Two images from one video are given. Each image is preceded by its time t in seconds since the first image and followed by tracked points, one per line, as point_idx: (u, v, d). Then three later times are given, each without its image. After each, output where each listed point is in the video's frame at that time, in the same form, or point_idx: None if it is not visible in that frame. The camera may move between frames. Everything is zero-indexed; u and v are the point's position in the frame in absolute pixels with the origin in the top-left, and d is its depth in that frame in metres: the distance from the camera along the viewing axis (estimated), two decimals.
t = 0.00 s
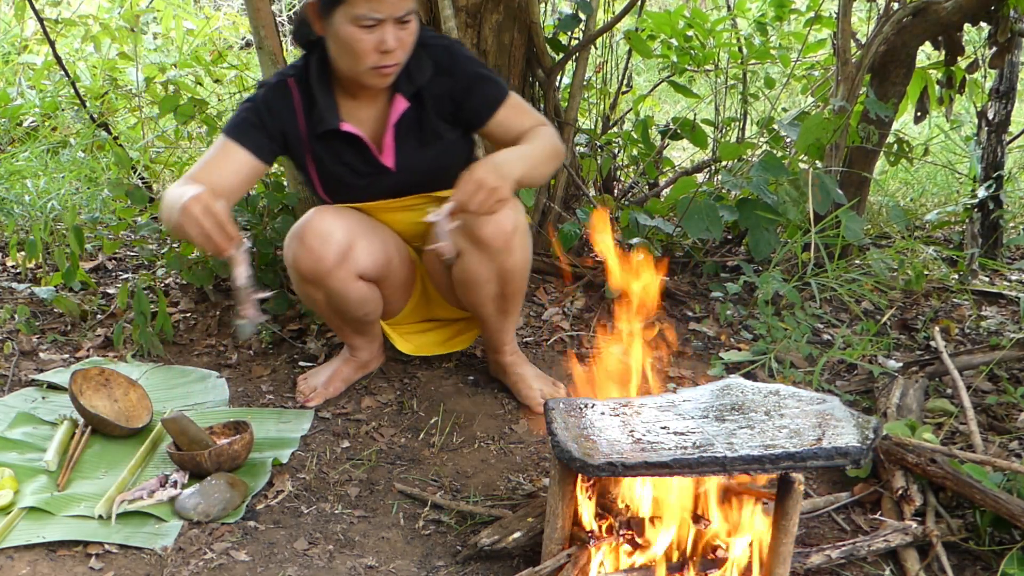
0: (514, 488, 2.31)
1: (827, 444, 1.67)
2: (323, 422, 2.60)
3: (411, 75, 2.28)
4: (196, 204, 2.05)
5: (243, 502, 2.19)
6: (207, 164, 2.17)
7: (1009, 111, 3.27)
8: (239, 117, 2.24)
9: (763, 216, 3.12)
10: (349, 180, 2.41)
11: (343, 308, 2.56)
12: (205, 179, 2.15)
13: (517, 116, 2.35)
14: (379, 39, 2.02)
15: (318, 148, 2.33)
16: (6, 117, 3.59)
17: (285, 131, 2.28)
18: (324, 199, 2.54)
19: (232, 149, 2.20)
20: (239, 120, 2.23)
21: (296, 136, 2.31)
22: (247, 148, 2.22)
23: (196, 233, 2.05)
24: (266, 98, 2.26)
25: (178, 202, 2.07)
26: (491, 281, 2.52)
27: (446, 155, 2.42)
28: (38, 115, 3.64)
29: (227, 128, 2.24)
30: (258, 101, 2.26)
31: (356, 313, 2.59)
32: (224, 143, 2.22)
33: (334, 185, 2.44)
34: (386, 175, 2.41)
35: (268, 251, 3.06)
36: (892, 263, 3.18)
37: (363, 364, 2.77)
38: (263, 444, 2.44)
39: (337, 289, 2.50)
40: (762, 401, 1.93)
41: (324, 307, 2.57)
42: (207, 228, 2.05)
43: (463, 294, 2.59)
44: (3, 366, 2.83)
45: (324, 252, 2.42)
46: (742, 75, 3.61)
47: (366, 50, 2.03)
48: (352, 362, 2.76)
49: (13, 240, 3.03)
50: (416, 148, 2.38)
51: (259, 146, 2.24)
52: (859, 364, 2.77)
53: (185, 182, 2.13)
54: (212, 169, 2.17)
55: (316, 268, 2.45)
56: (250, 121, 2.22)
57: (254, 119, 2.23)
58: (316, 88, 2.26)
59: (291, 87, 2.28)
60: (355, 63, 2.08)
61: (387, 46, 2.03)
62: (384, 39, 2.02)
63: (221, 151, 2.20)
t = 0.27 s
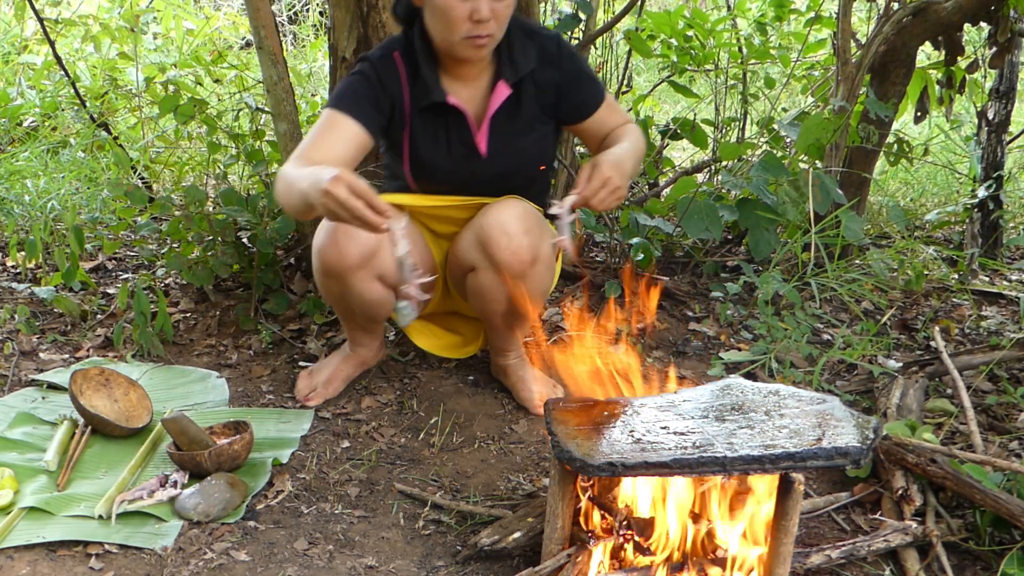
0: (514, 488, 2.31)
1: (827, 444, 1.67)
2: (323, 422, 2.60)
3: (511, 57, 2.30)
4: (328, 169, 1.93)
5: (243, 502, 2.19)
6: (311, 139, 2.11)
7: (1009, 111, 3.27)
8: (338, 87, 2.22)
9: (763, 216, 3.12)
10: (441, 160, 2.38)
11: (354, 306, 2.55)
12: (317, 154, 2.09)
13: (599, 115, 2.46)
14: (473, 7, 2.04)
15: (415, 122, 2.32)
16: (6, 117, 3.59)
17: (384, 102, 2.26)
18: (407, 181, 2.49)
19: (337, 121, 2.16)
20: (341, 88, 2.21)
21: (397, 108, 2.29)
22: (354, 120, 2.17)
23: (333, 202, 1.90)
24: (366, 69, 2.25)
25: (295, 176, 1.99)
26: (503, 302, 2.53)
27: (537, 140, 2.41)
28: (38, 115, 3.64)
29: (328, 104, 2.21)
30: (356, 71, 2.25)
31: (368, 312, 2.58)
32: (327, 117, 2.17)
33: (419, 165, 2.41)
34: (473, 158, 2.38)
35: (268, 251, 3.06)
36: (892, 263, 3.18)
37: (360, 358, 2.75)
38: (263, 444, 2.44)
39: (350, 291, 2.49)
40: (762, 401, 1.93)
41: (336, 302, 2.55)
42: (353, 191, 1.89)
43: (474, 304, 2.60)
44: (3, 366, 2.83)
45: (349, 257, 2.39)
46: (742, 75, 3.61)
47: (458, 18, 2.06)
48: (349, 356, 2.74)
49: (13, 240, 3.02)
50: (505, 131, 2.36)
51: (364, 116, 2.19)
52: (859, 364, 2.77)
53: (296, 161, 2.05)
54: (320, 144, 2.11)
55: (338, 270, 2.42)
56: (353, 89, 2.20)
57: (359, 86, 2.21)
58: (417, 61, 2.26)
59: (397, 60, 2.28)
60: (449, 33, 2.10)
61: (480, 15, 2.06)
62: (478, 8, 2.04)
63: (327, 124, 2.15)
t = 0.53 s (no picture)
0: (514, 488, 2.32)
1: (827, 444, 1.67)
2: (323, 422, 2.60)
3: (533, 49, 2.33)
4: (362, 155, 1.91)
5: (243, 502, 2.19)
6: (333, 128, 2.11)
7: (1009, 111, 3.27)
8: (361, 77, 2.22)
9: (763, 215, 3.12)
10: (464, 154, 2.35)
11: (381, 293, 2.39)
12: (344, 140, 2.08)
13: (619, 107, 2.50)
14: None
15: (439, 113, 2.31)
16: (6, 117, 3.59)
17: (407, 91, 2.25)
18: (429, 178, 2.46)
19: (359, 108, 2.14)
20: (364, 77, 2.21)
21: (420, 99, 2.28)
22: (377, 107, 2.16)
23: (369, 188, 1.88)
24: (388, 59, 2.26)
25: (329, 165, 1.99)
26: (514, 313, 2.54)
27: (559, 132, 2.41)
28: (38, 115, 3.64)
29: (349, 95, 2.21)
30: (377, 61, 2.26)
31: (391, 304, 2.43)
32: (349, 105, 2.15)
33: (442, 158, 2.38)
34: (496, 150, 2.36)
35: (268, 251, 3.06)
36: (892, 263, 3.18)
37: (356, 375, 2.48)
38: (263, 444, 2.44)
39: (389, 270, 2.35)
40: (762, 401, 1.93)
41: (364, 288, 2.37)
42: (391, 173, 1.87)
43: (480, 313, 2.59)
44: (3, 366, 2.83)
45: (401, 223, 2.30)
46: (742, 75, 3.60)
47: (469, 4, 2.09)
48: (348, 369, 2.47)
49: (13, 240, 3.02)
50: (527, 122, 2.35)
51: (388, 104, 2.19)
52: (859, 364, 2.77)
53: (322, 150, 2.05)
54: (343, 131, 2.09)
55: (386, 237, 2.30)
56: (378, 77, 2.20)
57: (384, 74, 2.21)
58: (440, 51, 2.27)
59: (419, 52, 2.29)
60: (460, 21, 2.13)
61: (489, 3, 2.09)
62: None
63: (349, 112, 2.14)
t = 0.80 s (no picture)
0: (514, 488, 2.32)
1: (827, 444, 1.67)
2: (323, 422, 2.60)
3: (486, 68, 2.28)
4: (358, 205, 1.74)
5: (243, 502, 2.18)
6: (296, 171, 1.91)
7: (1009, 111, 3.27)
8: (315, 115, 2.05)
9: (763, 216, 3.12)
10: (432, 181, 2.28)
11: (403, 323, 2.36)
12: (315, 183, 1.91)
13: (573, 116, 2.49)
14: (437, 17, 2.00)
15: (403, 146, 2.21)
16: (6, 117, 3.59)
17: (368, 124, 2.11)
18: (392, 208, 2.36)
19: (319, 147, 1.96)
20: (319, 115, 2.04)
21: (381, 135, 2.16)
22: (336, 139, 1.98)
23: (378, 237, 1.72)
24: (343, 93, 2.10)
25: (317, 216, 1.78)
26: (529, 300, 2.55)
27: (522, 142, 2.39)
28: (38, 115, 3.64)
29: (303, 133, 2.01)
30: (328, 98, 2.09)
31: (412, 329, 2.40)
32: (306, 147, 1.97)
33: (408, 192, 2.29)
34: (464, 172, 2.31)
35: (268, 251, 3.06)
36: (892, 263, 3.18)
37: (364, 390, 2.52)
38: (263, 444, 2.44)
39: (414, 305, 2.31)
40: (762, 401, 1.93)
41: (388, 317, 2.33)
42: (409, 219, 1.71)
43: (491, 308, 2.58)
44: (3, 366, 2.83)
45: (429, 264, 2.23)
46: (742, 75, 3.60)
47: (423, 27, 2.01)
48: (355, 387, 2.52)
49: (13, 240, 3.02)
50: (494, 140, 2.32)
51: (352, 141, 2.02)
52: (859, 364, 2.77)
53: (293, 197, 1.85)
54: (309, 173, 1.91)
55: (414, 279, 2.23)
56: (334, 113, 2.04)
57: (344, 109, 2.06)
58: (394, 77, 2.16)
59: (375, 83, 2.15)
60: (413, 45, 2.05)
61: (444, 25, 2.01)
62: (440, 17, 2.00)
63: (309, 152, 1.95)
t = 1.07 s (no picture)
0: (514, 488, 2.32)
1: (827, 444, 1.67)
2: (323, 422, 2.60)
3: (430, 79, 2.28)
4: (445, 249, 1.60)
5: (243, 502, 2.18)
6: (303, 222, 1.70)
7: (1009, 111, 3.27)
8: (292, 161, 1.84)
9: (763, 216, 3.12)
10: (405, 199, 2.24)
11: (401, 356, 2.37)
12: (337, 228, 1.70)
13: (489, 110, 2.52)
14: (391, 35, 1.91)
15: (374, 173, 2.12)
16: (6, 117, 3.59)
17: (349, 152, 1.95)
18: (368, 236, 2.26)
19: (322, 189, 1.76)
20: (301, 160, 1.83)
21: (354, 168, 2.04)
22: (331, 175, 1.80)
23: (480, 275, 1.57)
24: (312, 128, 1.92)
25: (381, 266, 1.62)
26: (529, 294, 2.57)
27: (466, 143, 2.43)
28: (38, 115, 3.64)
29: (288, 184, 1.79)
30: (299, 139, 1.90)
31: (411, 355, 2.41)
32: (302, 191, 1.75)
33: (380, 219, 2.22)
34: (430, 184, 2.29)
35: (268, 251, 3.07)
36: (892, 263, 3.17)
37: (358, 403, 2.47)
38: (263, 444, 2.44)
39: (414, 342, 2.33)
40: (762, 401, 1.93)
41: (388, 356, 2.34)
42: (509, 249, 1.56)
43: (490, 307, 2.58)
44: (3, 366, 2.83)
45: (423, 304, 2.26)
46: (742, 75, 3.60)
47: (378, 48, 1.91)
48: (350, 400, 2.47)
49: (13, 240, 3.02)
50: (445, 146, 2.33)
51: (346, 174, 1.84)
52: (859, 364, 2.77)
53: (331, 251, 1.64)
54: (323, 217, 1.70)
55: (416, 322, 2.27)
56: (316, 150, 1.86)
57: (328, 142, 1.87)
58: (353, 101, 2.03)
59: (337, 114, 2.00)
60: (369, 68, 1.95)
61: (401, 44, 1.92)
62: (396, 36, 1.91)
63: (311, 197, 1.74)
